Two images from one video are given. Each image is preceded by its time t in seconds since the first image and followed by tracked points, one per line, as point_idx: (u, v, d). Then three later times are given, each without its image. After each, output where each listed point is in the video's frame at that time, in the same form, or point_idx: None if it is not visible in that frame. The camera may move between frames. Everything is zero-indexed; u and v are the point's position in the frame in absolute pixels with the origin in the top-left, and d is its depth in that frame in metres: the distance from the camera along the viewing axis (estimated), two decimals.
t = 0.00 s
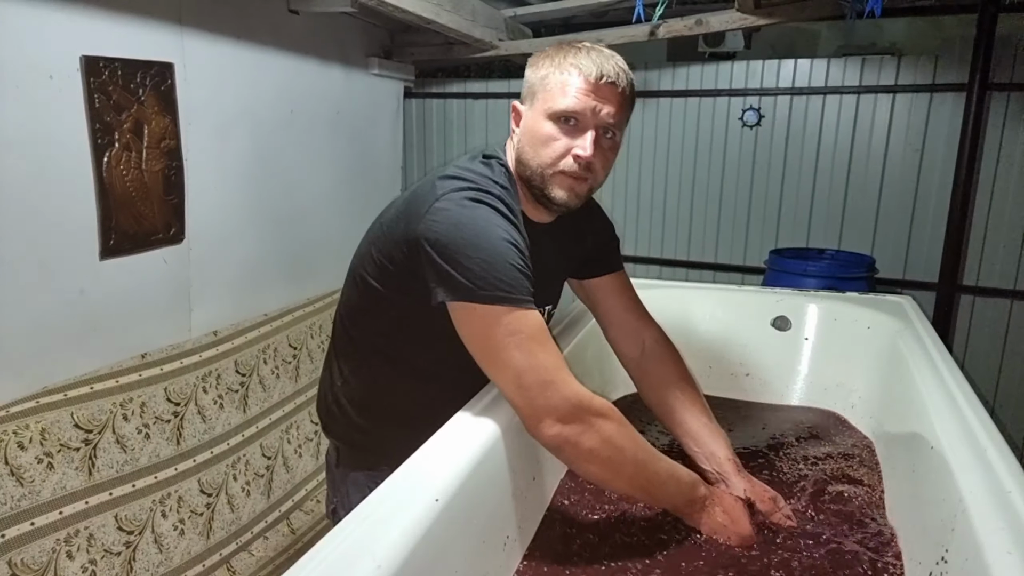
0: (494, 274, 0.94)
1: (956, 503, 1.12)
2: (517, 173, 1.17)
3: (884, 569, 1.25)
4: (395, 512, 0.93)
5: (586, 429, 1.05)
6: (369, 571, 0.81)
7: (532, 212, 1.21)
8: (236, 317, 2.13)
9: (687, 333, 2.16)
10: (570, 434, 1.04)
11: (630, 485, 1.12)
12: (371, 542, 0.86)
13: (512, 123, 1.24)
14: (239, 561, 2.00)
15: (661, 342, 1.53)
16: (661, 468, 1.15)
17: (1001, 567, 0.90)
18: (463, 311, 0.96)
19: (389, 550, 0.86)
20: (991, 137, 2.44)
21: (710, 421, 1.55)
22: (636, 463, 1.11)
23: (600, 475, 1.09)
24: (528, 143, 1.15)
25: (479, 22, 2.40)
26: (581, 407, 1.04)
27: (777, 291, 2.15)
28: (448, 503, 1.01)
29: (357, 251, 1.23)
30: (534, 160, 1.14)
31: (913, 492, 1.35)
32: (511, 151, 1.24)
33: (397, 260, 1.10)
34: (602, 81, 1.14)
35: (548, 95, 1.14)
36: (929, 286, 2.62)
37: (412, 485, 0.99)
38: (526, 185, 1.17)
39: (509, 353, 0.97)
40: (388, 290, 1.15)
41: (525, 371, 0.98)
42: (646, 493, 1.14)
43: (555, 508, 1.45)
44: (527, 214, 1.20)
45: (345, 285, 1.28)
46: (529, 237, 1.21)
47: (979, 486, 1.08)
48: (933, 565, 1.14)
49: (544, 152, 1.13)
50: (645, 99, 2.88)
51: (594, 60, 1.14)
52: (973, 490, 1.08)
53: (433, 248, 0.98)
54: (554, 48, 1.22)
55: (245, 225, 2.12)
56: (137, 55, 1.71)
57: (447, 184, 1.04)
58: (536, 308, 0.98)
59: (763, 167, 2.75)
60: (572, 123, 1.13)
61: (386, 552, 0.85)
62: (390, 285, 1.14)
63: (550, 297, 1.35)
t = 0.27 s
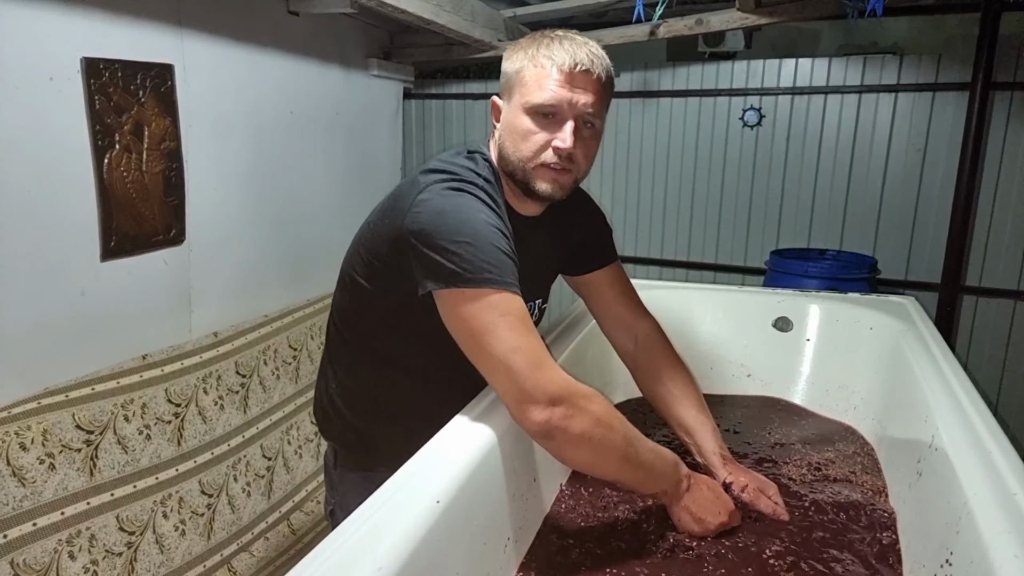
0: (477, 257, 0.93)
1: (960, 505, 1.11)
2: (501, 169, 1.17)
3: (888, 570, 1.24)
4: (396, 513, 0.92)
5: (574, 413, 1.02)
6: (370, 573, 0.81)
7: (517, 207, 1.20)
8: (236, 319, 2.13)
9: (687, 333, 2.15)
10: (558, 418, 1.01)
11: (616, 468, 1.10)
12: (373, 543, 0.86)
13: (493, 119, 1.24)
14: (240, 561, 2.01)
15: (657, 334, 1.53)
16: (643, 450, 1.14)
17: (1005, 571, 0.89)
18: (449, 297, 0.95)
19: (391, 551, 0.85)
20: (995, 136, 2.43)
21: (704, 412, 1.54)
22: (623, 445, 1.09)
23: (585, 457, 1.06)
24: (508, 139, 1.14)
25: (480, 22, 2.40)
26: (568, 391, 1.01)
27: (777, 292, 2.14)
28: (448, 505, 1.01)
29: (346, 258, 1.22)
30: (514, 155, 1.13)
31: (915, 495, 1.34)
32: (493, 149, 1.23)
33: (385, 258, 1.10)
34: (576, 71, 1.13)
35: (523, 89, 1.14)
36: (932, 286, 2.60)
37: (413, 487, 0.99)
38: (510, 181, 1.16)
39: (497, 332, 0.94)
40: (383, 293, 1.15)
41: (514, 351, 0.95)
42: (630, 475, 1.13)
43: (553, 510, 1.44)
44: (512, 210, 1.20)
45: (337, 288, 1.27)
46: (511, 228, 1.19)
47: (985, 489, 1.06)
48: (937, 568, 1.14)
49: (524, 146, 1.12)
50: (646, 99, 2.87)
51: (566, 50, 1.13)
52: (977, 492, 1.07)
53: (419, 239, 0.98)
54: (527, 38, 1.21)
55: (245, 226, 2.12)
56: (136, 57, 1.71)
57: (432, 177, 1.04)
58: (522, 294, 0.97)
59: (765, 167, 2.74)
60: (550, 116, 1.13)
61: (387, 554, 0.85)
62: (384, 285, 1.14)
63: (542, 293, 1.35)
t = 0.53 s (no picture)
0: (452, 238, 0.91)
1: (963, 506, 1.11)
2: (496, 168, 1.17)
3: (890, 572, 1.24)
4: (396, 513, 0.92)
5: (534, 398, 0.91)
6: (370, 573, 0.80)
7: (516, 205, 1.21)
8: (236, 318, 2.13)
9: (688, 333, 2.15)
10: (516, 406, 0.89)
11: (582, 449, 0.98)
12: (373, 542, 0.85)
13: (488, 117, 1.19)
14: (240, 560, 2.01)
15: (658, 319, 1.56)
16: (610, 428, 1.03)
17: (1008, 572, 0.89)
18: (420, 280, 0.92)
19: (391, 551, 0.85)
20: (997, 136, 2.42)
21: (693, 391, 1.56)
22: (584, 423, 0.98)
23: (548, 443, 0.94)
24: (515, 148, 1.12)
25: (481, 21, 2.39)
26: (529, 375, 0.90)
27: (778, 292, 2.14)
28: (448, 506, 1.01)
29: (343, 258, 1.22)
30: (522, 165, 1.12)
31: (917, 497, 1.34)
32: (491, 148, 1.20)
33: (380, 255, 1.10)
34: (575, 71, 1.09)
35: (523, 95, 1.10)
36: (933, 286, 2.60)
37: (413, 486, 0.98)
38: (515, 185, 1.15)
39: (459, 310, 0.87)
40: (383, 294, 1.14)
41: (473, 331, 0.87)
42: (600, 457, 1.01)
43: (553, 511, 1.44)
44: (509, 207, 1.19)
45: (337, 288, 1.27)
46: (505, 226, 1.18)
47: (988, 489, 1.06)
48: (939, 568, 1.13)
49: (533, 157, 1.11)
50: (647, 97, 2.86)
51: (563, 50, 1.08)
52: (979, 492, 1.07)
53: (402, 228, 0.98)
54: (516, 35, 1.15)
55: (245, 225, 2.12)
56: (136, 56, 1.70)
57: (421, 171, 1.05)
58: (496, 278, 0.92)
59: (767, 166, 2.73)
60: (555, 123, 1.10)
61: (387, 554, 0.84)
62: (383, 284, 1.13)
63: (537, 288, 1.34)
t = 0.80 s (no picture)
0: (445, 233, 0.91)
1: (961, 506, 1.11)
2: (496, 166, 1.18)
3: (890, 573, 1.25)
4: (396, 513, 0.92)
5: (511, 396, 0.89)
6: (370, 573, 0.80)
7: (520, 205, 1.21)
8: (237, 318, 2.13)
9: (689, 332, 2.15)
10: (496, 400, 0.87)
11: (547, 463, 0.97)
12: (373, 542, 0.85)
13: (489, 119, 1.19)
14: (239, 560, 2.01)
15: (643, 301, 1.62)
16: (579, 448, 1.01)
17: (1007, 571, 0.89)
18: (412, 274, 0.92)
19: (390, 551, 0.85)
20: (996, 138, 2.43)
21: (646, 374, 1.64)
22: (560, 436, 0.97)
23: (516, 447, 0.92)
24: (517, 150, 1.12)
25: (482, 21, 2.40)
26: (512, 371, 0.89)
27: (778, 292, 2.14)
28: (449, 505, 1.01)
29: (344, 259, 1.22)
30: (526, 166, 1.12)
31: (916, 497, 1.34)
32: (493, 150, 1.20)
33: (378, 252, 1.10)
34: (576, 72, 1.09)
35: (524, 96, 1.09)
36: (933, 287, 2.60)
37: (413, 486, 0.98)
38: (518, 185, 1.15)
39: (447, 300, 0.86)
40: (384, 291, 1.14)
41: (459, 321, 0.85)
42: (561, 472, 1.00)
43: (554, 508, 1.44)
44: (510, 206, 1.19)
45: (338, 287, 1.27)
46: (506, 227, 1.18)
47: (985, 490, 1.06)
48: (938, 568, 1.13)
49: (535, 158, 1.11)
50: (648, 98, 2.87)
51: (563, 51, 1.08)
52: (978, 494, 1.07)
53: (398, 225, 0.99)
54: (516, 35, 1.14)
55: (246, 224, 2.12)
56: (137, 55, 1.71)
57: (419, 170, 1.06)
58: (487, 272, 0.91)
59: (766, 166, 2.74)
60: (557, 125, 1.10)
61: (387, 554, 0.84)
62: (384, 283, 1.13)
63: (536, 286, 1.34)
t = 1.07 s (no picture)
0: (460, 239, 0.92)
1: (953, 504, 1.12)
2: (495, 164, 1.17)
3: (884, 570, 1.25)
4: (391, 511, 0.92)
5: (542, 395, 0.96)
6: (366, 571, 0.80)
7: (515, 206, 1.20)
8: (232, 318, 2.12)
9: (685, 331, 2.16)
10: (529, 399, 0.94)
11: (566, 467, 1.04)
12: (369, 540, 0.85)
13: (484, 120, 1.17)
14: (234, 562, 2.00)
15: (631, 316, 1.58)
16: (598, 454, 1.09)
17: (999, 569, 0.90)
18: (430, 280, 0.93)
19: (387, 549, 0.85)
20: (987, 140, 2.46)
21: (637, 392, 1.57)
22: (582, 441, 1.04)
23: (540, 449, 1.00)
24: (518, 151, 1.11)
25: (478, 21, 2.40)
26: (541, 372, 0.96)
27: (773, 292, 2.16)
28: (444, 504, 1.01)
29: (342, 257, 1.22)
30: (526, 167, 1.11)
31: (909, 494, 1.35)
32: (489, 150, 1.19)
33: (377, 249, 1.10)
34: (576, 74, 1.10)
35: (525, 97, 1.09)
36: (925, 287, 2.62)
37: (408, 485, 0.98)
38: (517, 185, 1.14)
39: (477, 307, 0.89)
40: (382, 290, 1.14)
41: (491, 328, 0.90)
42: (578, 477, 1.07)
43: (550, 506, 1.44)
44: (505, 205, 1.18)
45: (336, 286, 1.27)
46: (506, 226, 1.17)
47: (976, 488, 1.07)
48: (930, 565, 1.14)
49: (536, 158, 1.10)
50: (644, 98, 2.88)
51: (565, 53, 1.09)
52: (970, 490, 1.08)
53: (407, 228, 0.98)
54: (514, 38, 1.14)
55: (242, 223, 2.11)
56: (132, 53, 1.70)
57: (421, 170, 1.04)
58: (503, 275, 0.94)
59: (760, 167, 2.75)
60: (558, 127, 1.10)
61: (383, 553, 0.84)
62: (381, 282, 1.13)
63: (535, 284, 1.34)
